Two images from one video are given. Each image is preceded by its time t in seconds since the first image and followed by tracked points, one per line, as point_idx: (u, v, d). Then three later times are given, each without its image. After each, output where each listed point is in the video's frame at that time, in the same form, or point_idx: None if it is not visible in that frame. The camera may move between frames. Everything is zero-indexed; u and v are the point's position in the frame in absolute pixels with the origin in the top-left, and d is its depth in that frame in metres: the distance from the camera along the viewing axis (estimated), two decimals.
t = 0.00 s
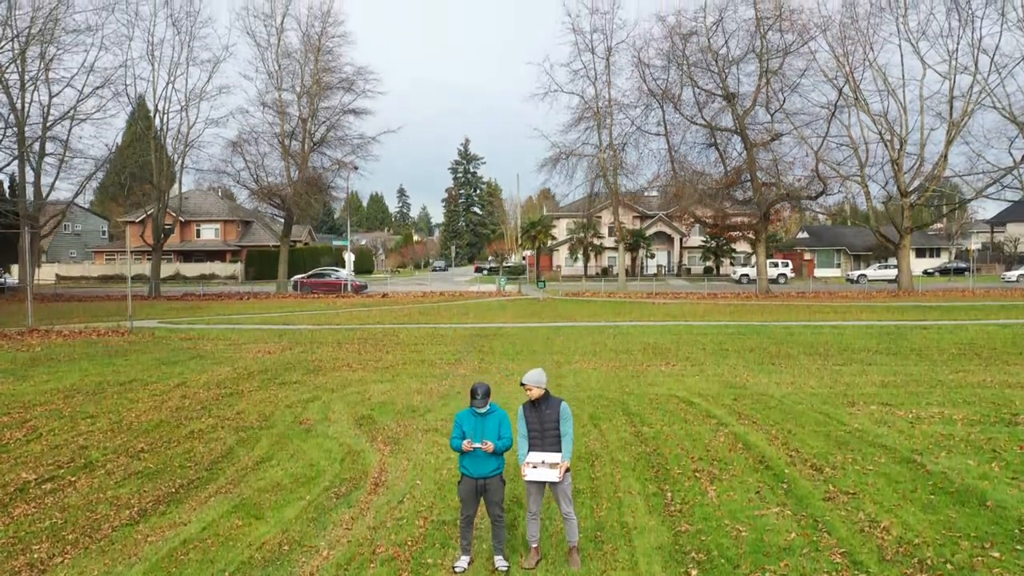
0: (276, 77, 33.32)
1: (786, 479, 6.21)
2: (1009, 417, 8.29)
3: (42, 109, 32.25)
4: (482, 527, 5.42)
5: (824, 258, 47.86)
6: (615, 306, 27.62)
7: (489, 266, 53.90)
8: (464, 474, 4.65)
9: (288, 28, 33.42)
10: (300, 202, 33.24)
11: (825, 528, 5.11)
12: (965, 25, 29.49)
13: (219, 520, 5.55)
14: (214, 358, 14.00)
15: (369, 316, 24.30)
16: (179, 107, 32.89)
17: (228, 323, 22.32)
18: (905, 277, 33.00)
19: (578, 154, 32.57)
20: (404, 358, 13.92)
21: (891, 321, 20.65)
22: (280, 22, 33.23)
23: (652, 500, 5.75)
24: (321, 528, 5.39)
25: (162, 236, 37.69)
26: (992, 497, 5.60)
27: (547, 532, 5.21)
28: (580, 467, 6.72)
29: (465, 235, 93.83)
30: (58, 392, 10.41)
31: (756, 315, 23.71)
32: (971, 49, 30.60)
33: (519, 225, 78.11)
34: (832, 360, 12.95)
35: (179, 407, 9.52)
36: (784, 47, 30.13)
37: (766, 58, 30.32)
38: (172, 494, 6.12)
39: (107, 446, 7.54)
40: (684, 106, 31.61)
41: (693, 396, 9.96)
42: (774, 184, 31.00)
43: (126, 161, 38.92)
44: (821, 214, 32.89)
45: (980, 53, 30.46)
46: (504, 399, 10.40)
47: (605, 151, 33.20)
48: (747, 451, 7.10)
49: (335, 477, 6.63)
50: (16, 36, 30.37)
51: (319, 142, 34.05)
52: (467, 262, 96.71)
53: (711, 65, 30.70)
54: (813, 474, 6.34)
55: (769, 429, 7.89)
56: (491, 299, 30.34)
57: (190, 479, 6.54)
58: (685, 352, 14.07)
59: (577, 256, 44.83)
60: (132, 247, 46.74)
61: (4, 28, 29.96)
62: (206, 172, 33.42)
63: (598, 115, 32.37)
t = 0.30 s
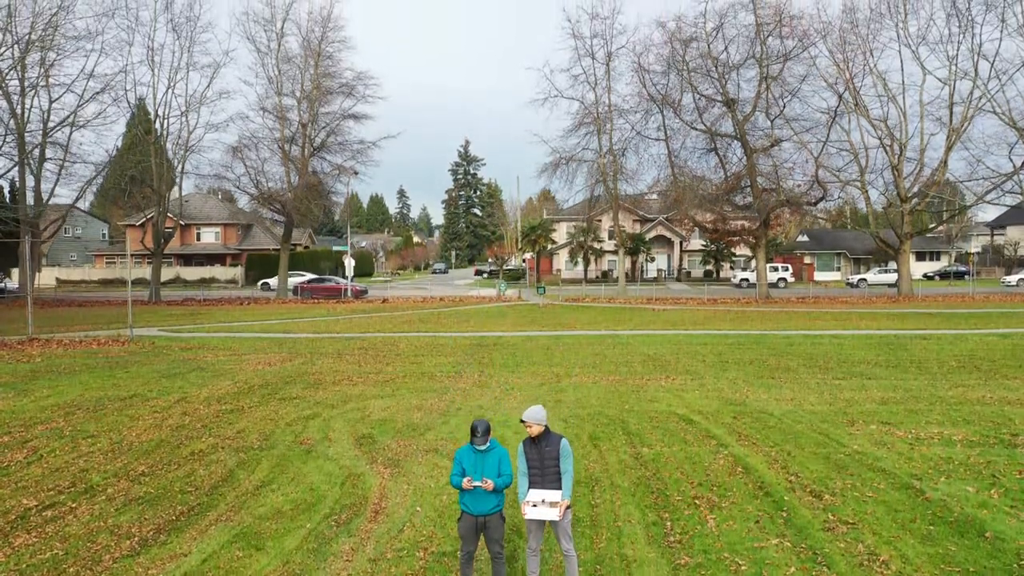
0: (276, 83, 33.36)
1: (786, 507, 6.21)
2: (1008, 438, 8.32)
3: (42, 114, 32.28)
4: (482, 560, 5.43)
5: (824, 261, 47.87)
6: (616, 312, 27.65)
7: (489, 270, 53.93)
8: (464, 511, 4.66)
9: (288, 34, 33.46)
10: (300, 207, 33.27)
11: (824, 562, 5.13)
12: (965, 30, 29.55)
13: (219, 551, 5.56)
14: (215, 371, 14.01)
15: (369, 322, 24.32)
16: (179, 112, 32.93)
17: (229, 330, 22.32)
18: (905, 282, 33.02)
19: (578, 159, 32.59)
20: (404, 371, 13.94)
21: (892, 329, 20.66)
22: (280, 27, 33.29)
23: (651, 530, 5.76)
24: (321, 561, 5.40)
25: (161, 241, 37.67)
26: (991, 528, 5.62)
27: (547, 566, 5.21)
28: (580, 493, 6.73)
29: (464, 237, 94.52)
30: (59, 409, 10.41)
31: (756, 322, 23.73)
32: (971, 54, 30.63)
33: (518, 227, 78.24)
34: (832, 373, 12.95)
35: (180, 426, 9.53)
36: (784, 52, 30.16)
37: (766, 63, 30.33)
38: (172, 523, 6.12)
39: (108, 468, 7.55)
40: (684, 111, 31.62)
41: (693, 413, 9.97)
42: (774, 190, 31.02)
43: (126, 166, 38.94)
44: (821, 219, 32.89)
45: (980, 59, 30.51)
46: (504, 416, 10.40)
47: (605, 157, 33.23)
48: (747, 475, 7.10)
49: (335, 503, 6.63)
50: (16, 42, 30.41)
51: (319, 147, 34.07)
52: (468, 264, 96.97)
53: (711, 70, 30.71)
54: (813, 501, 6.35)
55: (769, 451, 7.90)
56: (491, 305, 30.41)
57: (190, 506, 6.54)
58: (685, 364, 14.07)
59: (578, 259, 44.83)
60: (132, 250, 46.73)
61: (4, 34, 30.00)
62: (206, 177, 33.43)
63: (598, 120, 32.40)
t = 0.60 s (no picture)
0: (276, 89, 33.37)
1: (786, 540, 6.22)
2: (1007, 463, 8.32)
3: (42, 121, 32.30)
4: None
5: (824, 265, 47.86)
6: (616, 320, 27.68)
7: (489, 273, 53.95)
8: (464, 553, 4.68)
9: (288, 40, 33.48)
10: (301, 213, 33.29)
11: None
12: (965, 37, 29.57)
13: None
14: (215, 385, 14.03)
15: (369, 331, 24.34)
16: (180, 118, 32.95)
17: (229, 339, 22.35)
18: (905, 288, 33.02)
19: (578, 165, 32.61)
20: (404, 385, 13.94)
21: (891, 339, 20.71)
22: (280, 33, 33.31)
23: (651, 565, 5.78)
24: None
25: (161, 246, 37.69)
26: (990, 564, 5.63)
27: None
28: (580, 523, 6.74)
29: (465, 238, 94.96)
30: (59, 429, 10.41)
31: (756, 330, 23.76)
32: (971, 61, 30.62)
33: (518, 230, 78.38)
34: (832, 389, 12.97)
35: (180, 447, 9.53)
36: (784, 59, 30.16)
37: (766, 70, 30.34)
38: (173, 556, 6.13)
39: (109, 495, 7.56)
40: (684, 117, 31.62)
41: (693, 434, 9.96)
42: (774, 197, 31.03)
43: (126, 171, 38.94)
44: (821, 225, 32.90)
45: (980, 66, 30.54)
46: (503, 435, 10.39)
47: (605, 163, 33.23)
48: (747, 503, 7.11)
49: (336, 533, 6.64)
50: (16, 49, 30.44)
51: (319, 153, 34.08)
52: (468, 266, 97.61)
53: (711, 77, 30.72)
54: (812, 533, 6.35)
55: (769, 477, 7.91)
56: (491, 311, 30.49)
57: (190, 537, 6.55)
58: (686, 379, 14.09)
59: (578, 264, 44.84)
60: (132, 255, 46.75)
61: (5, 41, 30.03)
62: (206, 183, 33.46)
63: (598, 127, 32.41)
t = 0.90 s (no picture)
0: (276, 96, 33.37)
1: None
2: (1006, 495, 8.34)
3: (42, 129, 32.29)
4: None
5: (824, 270, 47.89)
6: (616, 329, 27.69)
7: (489, 278, 53.99)
8: None
9: (289, 48, 33.50)
10: (301, 221, 33.31)
11: None
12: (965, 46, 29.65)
13: None
14: (215, 404, 14.03)
15: (369, 341, 24.35)
16: (179, 125, 32.96)
17: (229, 351, 22.36)
18: (905, 296, 33.02)
19: (578, 173, 32.62)
20: (405, 404, 13.95)
21: (891, 352, 20.70)
22: (280, 41, 33.32)
23: None
24: None
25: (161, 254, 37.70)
26: None
27: None
28: (579, 560, 6.76)
29: (465, 241, 94.83)
30: (60, 455, 10.42)
31: (756, 341, 23.77)
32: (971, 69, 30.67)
33: (518, 232, 78.34)
34: (831, 409, 12.97)
35: (180, 475, 9.53)
36: (785, 68, 30.19)
37: (766, 78, 30.36)
38: None
39: (109, 530, 7.57)
40: (684, 125, 31.62)
41: (692, 460, 9.97)
42: (774, 205, 31.03)
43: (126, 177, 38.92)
44: (821, 233, 32.91)
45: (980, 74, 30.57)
46: (504, 459, 10.38)
47: (605, 170, 33.24)
48: (746, 541, 7.12)
49: (336, 572, 6.66)
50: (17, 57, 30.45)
51: (320, 160, 34.07)
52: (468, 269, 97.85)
53: (711, 85, 30.74)
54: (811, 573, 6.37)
55: (768, 511, 7.92)
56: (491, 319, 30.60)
57: None
58: (685, 398, 14.08)
59: (578, 269, 44.85)
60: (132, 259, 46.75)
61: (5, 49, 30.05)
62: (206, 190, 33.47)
63: (598, 134, 32.41)
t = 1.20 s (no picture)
0: (277, 106, 33.39)
1: None
2: (1006, 534, 8.35)
3: (42, 138, 32.30)
4: None
5: (824, 277, 47.90)
6: (616, 340, 27.71)
7: (489, 284, 54.02)
8: None
9: (289, 57, 33.54)
10: (301, 230, 33.33)
11: None
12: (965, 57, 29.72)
13: None
14: (215, 428, 14.06)
15: (369, 355, 24.37)
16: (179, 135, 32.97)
17: (229, 365, 22.38)
18: (905, 305, 33.04)
19: (578, 183, 32.64)
20: (405, 428, 13.97)
21: (891, 368, 20.69)
22: (280, 50, 33.34)
23: None
24: None
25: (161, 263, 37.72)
26: None
27: None
28: None
29: (465, 244, 94.57)
30: (61, 486, 10.44)
31: (756, 355, 23.77)
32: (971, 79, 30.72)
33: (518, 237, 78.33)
34: (830, 435, 12.98)
35: (181, 510, 9.54)
36: (784, 79, 30.22)
37: (765, 89, 30.39)
38: None
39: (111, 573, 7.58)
40: (684, 135, 31.64)
41: (692, 493, 9.98)
42: (774, 215, 31.05)
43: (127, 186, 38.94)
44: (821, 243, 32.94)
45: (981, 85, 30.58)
46: (504, 490, 10.39)
47: (605, 180, 33.26)
48: None
49: None
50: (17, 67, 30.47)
51: (320, 170, 34.08)
52: (468, 273, 97.84)
53: (711, 96, 30.78)
54: None
55: (768, 552, 7.94)
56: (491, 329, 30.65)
57: None
58: (685, 421, 14.10)
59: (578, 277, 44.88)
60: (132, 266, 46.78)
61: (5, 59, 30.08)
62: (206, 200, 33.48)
63: (598, 144, 32.43)
